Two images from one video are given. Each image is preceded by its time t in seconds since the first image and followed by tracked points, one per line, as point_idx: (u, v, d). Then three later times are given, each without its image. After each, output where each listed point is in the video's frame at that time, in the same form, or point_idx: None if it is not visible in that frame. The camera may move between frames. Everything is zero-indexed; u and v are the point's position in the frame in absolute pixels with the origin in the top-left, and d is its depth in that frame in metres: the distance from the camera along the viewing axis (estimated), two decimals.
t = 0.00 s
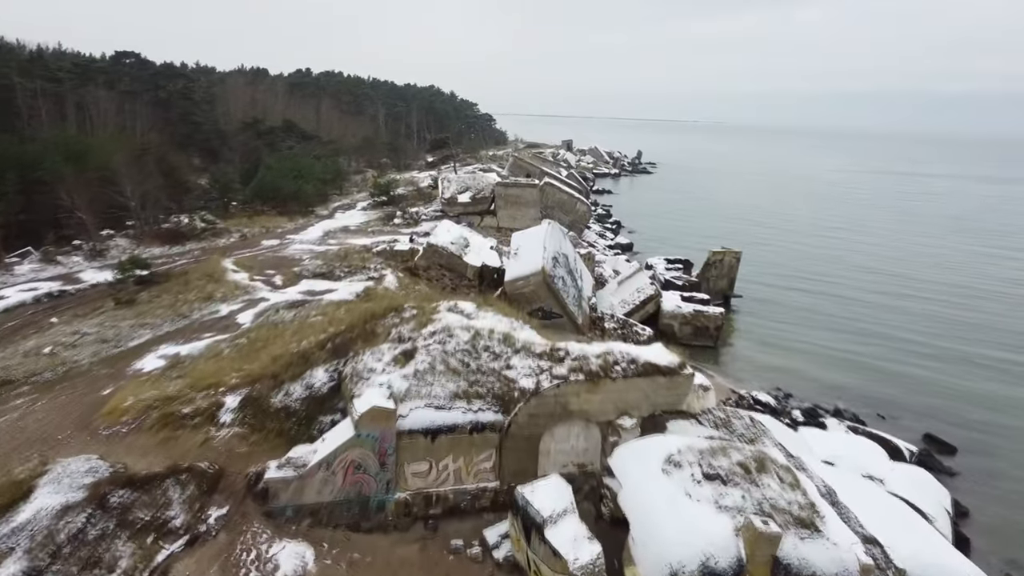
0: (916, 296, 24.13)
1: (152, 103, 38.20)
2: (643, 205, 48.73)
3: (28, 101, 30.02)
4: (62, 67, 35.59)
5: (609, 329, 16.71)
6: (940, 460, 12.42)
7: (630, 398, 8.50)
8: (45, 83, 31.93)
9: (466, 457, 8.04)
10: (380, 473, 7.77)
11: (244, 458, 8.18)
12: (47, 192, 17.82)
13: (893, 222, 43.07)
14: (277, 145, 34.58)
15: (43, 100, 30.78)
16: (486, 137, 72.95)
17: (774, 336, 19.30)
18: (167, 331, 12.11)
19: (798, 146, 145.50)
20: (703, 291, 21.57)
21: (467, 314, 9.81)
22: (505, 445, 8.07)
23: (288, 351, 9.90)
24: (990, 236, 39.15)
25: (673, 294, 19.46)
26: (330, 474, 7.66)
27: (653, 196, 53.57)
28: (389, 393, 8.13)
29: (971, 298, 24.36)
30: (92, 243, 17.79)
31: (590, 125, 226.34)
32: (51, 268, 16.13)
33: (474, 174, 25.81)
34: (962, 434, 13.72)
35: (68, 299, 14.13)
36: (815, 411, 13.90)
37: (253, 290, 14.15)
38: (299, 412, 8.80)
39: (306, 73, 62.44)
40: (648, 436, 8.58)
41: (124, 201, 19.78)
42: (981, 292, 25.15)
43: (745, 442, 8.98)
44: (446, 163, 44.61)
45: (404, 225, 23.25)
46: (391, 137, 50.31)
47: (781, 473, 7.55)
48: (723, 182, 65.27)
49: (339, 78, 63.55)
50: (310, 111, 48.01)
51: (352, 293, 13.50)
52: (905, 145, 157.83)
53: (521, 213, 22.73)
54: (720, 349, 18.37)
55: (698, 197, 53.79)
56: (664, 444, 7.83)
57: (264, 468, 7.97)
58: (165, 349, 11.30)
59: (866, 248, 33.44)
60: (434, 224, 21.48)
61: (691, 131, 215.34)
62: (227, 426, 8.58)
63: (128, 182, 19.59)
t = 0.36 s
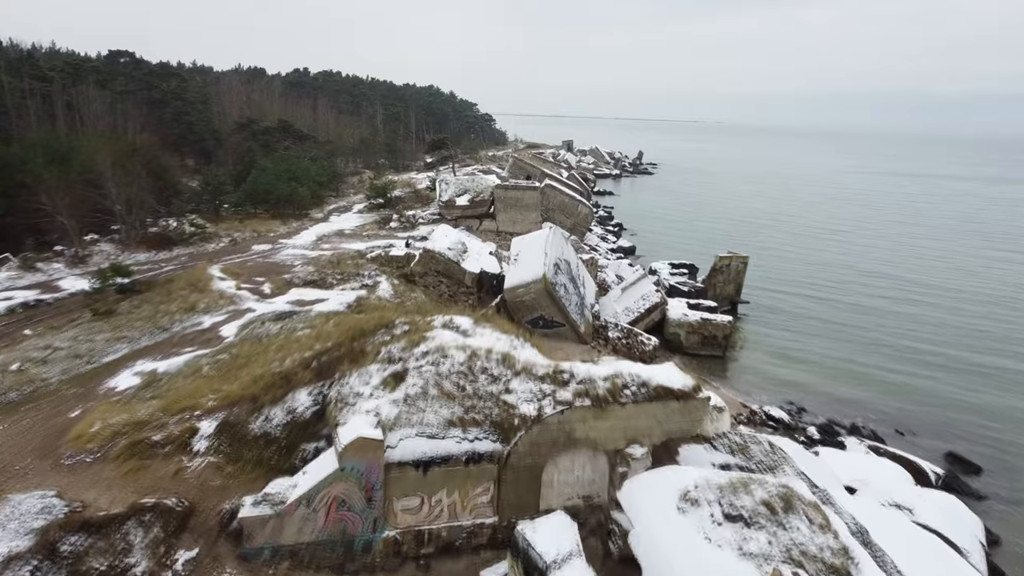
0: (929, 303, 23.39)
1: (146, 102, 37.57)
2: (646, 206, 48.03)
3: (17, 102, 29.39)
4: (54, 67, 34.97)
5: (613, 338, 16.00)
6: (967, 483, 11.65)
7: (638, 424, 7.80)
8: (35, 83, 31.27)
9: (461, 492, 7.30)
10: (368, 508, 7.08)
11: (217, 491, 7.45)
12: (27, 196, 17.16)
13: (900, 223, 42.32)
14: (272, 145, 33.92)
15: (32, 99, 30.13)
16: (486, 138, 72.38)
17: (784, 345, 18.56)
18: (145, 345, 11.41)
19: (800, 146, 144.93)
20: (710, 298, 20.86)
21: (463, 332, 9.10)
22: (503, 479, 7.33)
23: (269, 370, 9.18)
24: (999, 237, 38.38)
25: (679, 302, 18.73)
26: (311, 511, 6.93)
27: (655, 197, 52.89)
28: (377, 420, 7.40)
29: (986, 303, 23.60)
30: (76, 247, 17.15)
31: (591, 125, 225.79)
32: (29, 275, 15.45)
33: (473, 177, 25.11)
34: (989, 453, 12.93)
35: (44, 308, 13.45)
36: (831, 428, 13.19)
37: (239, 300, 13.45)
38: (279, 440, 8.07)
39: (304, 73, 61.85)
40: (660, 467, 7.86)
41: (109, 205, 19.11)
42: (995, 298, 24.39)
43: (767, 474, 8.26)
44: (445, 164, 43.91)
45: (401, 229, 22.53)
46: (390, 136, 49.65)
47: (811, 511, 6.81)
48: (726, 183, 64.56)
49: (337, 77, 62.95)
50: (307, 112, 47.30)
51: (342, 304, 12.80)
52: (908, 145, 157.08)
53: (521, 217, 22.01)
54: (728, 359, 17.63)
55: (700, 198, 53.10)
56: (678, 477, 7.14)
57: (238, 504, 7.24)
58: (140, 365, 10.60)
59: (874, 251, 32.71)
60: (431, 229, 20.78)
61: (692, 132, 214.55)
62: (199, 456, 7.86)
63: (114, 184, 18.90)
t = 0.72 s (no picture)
0: (940, 309, 22.71)
1: (139, 102, 36.87)
2: (647, 207, 47.33)
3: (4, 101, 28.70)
4: (44, 66, 34.26)
5: (618, 348, 15.27)
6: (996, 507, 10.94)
7: (650, 455, 7.10)
8: (23, 81, 30.56)
9: (455, 532, 6.55)
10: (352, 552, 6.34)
11: (184, 531, 6.73)
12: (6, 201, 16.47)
13: (906, 225, 41.68)
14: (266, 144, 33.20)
15: (20, 99, 29.41)
16: (486, 138, 71.68)
17: (794, 355, 17.86)
18: (120, 360, 10.70)
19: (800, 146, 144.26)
20: (716, 304, 20.15)
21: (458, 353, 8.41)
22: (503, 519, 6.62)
23: (249, 392, 8.47)
24: (1006, 239, 37.73)
25: (686, 309, 18.00)
26: (287, 556, 6.16)
27: (657, 198, 52.20)
28: (362, 453, 6.73)
29: (999, 310, 22.91)
30: (57, 254, 16.45)
31: (590, 124, 225.13)
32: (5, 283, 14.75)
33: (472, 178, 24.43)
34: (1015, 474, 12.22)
35: (17, 319, 12.74)
36: (849, 446, 12.51)
37: (223, 310, 12.74)
38: (256, 472, 7.36)
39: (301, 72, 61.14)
40: (674, 502, 7.18)
41: (93, 208, 18.40)
42: (1009, 305, 23.71)
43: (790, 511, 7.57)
44: (444, 164, 43.22)
45: (397, 233, 21.82)
46: (388, 136, 48.96)
47: (845, 559, 6.11)
48: (728, 184, 63.56)
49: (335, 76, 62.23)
50: (303, 112, 46.54)
51: (332, 315, 12.10)
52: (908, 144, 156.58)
53: (521, 220, 21.29)
54: (737, 370, 16.91)
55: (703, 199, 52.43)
56: (696, 516, 6.45)
57: (208, 546, 6.53)
58: (113, 384, 9.86)
59: (881, 254, 32.03)
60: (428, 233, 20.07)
61: (691, 132, 213.99)
62: (167, 491, 7.15)
63: (97, 188, 18.16)
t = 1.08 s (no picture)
0: (954, 317, 21.96)
1: (132, 102, 36.18)
2: (649, 209, 46.61)
3: None
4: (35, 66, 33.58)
5: (623, 359, 14.52)
6: None
7: (666, 493, 6.42)
8: (12, 81, 29.86)
9: None
10: None
11: None
12: None
13: (912, 227, 40.96)
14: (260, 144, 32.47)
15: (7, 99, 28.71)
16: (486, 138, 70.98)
17: (806, 366, 17.13)
18: (92, 378, 9.97)
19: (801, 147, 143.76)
20: (723, 312, 19.43)
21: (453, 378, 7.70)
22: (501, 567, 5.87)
23: (225, 417, 7.76)
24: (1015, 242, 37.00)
25: (693, 318, 17.26)
26: None
27: (659, 200, 51.46)
28: (343, 495, 6.03)
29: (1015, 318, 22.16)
30: (36, 260, 15.74)
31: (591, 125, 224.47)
32: None
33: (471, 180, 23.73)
34: None
35: None
36: (869, 465, 11.83)
37: (205, 322, 12.01)
38: (228, 509, 6.63)
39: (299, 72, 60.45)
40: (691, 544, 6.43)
41: (75, 212, 17.69)
42: None
43: (818, 555, 6.85)
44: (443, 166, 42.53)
45: (393, 237, 21.10)
46: (386, 136, 48.26)
47: None
48: (731, 185, 62.82)
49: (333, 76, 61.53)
50: (300, 112, 45.81)
51: (320, 327, 11.38)
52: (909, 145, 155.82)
53: (522, 223, 20.56)
54: (747, 381, 16.17)
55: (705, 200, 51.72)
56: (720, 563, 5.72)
57: None
58: (82, 405, 9.11)
59: (889, 258, 31.31)
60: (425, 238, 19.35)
61: (691, 132, 213.43)
62: (128, 531, 6.38)
63: (80, 191, 17.45)
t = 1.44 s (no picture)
0: (967, 324, 21.27)
1: (123, 102, 35.43)
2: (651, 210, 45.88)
3: None
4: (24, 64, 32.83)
5: (628, 371, 13.78)
6: None
7: (684, 538, 5.96)
8: None
9: None
10: None
11: None
12: None
13: (918, 229, 40.27)
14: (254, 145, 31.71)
15: None
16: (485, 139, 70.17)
17: (817, 378, 16.47)
18: (59, 399, 9.23)
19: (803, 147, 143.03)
20: (731, 319, 18.75)
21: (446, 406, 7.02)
22: None
23: (195, 449, 7.02)
24: None
25: (700, 326, 16.56)
26: None
27: (661, 201, 50.71)
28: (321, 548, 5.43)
29: None
30: (12, 267, 15.02)
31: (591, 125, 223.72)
32: None
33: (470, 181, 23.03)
34: None
35: None
36: (889, 488, 11.17)
37: (185, 334, 11.29)
38: (193, 557, 5.84)
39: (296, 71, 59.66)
40: None
41: (56, 217, 16.97)
42: None
43: None
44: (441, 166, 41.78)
45: (388, 241, 20.38)
46: (384, 136, 47.51)
47: None
48: (733, 186, 62.06)
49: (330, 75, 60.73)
50: (296, 112, 45.06)
51: (306, 341, 10.67)
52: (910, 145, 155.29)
53: (523, 226, 19.89)
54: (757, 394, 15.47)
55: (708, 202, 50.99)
56: None
57: None
58: (44, 430, 8.37)
59: (896, 262, 30.62)
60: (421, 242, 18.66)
61: (692, 133, 212.74)
62: None
63: (61, 194, 16.74)
